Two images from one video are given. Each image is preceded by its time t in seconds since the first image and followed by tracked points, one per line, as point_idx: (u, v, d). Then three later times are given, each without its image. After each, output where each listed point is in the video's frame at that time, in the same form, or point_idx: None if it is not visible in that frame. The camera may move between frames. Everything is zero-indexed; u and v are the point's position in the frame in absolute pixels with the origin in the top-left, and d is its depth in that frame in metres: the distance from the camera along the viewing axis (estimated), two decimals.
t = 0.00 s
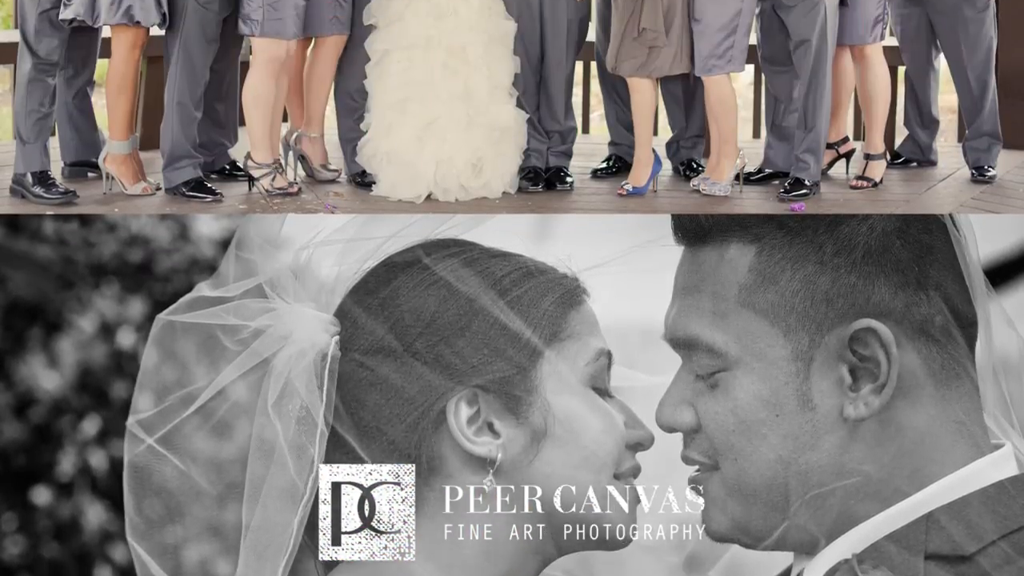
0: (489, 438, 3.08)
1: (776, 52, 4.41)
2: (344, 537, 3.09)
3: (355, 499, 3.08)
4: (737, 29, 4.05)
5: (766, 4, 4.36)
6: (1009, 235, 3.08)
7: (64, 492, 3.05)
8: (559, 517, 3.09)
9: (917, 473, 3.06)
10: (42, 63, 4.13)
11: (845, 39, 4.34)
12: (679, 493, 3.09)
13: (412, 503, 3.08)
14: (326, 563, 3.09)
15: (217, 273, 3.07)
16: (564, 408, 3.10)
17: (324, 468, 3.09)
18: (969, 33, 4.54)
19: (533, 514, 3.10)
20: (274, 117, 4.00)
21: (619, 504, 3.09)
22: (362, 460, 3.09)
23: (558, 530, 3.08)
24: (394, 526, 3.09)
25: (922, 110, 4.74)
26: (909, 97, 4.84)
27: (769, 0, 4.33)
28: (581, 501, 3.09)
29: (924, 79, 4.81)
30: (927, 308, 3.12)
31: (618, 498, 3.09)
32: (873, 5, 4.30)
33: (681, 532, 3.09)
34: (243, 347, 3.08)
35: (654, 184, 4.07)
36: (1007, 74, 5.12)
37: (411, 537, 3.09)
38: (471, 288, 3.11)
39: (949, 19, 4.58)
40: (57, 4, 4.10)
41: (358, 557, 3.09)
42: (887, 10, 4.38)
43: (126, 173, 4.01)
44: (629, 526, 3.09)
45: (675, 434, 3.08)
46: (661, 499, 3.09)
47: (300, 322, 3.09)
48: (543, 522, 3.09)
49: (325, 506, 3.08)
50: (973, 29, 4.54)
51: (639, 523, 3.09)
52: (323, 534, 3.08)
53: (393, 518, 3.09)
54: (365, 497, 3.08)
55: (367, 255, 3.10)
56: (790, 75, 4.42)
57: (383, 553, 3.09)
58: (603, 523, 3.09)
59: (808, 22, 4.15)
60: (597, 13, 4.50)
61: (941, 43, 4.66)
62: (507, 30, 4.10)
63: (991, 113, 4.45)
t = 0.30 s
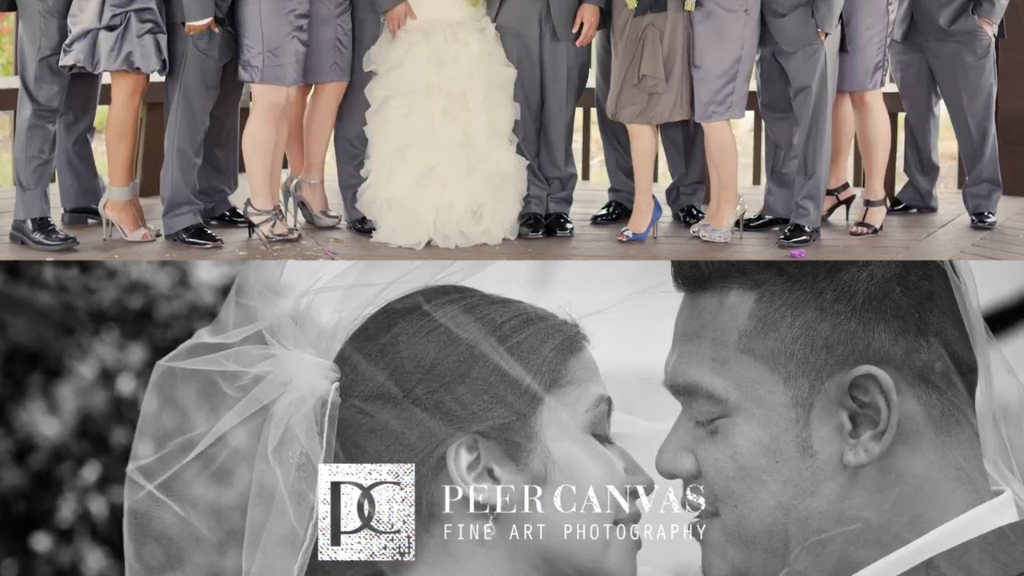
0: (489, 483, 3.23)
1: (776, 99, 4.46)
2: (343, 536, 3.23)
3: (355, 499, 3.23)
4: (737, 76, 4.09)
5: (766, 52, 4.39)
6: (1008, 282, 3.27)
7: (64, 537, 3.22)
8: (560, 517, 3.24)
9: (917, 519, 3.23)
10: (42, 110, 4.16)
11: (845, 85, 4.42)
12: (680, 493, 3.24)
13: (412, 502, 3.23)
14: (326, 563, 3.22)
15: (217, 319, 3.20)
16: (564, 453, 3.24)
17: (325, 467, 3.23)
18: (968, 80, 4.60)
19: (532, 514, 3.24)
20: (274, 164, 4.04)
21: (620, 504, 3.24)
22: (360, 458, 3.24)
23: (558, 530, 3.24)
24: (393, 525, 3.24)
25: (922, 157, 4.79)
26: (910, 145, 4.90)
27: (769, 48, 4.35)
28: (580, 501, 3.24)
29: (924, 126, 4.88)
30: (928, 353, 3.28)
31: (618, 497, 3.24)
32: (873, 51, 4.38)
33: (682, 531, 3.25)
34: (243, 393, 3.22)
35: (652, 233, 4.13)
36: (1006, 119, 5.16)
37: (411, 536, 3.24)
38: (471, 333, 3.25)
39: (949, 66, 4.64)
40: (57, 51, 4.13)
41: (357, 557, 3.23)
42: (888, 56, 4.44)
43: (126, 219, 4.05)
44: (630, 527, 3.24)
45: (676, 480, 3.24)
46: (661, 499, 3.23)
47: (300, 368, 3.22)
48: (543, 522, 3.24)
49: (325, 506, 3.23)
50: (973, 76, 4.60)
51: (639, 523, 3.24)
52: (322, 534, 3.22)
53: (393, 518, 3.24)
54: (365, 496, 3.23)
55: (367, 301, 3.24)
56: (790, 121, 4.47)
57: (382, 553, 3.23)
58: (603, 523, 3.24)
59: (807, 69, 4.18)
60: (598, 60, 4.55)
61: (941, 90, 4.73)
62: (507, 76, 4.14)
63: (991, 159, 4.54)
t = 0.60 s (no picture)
0: (489, 530, 3.27)
1: (776, 145, 4.51)
2: (342, 535, 3.25)
3: (355, 498, 3.26)
4: (737, 122, 4.16)
5: (766, 98, 4.44)
6: (1008, 328, 3.34)
7: None
8: (560, 517, 3.28)
9: (917, 564, 3.26)
10: (42, 156, 4.19)
11: (845, 131, 4.48)
12: (680, 492, 3.29)
13: (412, 502, 3.27)
14: (324, 563, 3.24)
15: (217, 365, 3.27)
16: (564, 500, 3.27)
17: (325, 467, 3.27)
18: (968, 127, 4.65)
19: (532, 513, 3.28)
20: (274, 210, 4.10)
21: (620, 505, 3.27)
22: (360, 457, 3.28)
23: (558, 530, 3.28)
24: (393, 525, 3.26)
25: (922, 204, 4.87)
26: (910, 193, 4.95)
27: (769, 94, 4.42)
28: (580, 501, 3.28)
29: (924, 174, 4.94)
30: (928, 400, 3.34)
31: (618, 498, 3.28)
32: (873, 98, 4.43)
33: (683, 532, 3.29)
34: (243, 440, 3.25)
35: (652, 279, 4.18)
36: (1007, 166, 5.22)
37: (410, 535, 3.26)
38: (471, 379, 3.30)
39: (950, 113, 4.69)
40: (57, 97, 4.16)
41: (356, 557, 3.25)
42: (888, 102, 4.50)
43: (126, 265, 4.10)
44: (629, 527, 3.29)
45: (676, 527, 3.29)
46: (662, 499, 3.28)
47: (301, 415, 3.26)
48: (543, 522, 3.27)
49: (325, 505, 3.25)
50: (973, 123, 4.65)
51: (639, 523, 3.28)
52: (322, 534, 3.24)
53: (393, 518, 3.27)
54: (365, 496, 3.26)
55: (367, 347, 3.31)
56: (789, 168, 4.52)
57: (382, 553, 3.25)
58: (602, 523, 3.29)
59: (807, 116, 4.26)
60: (598, 106, 4.60)
61: (941, 136, 4.77)
62: (507, 122, 4.19)
63: (991, 206, 4.60)
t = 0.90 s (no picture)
0: None
1: (776, 192, 4.57)
2: (342, 535, 3.40)
3: (355, 498, 3.41)
4: (737, 168, 4.20)
5: (766, 144, 4.50)
6: (1008, 375, 3.47)
7: None
8: (559, 517, 3.41)
9: None
10: (42, 203, 4.21)
11: (845, 177, 4.54)
12: (680, 493, 3.44)
13: (411, 501, 3.42)
14: (326, 562, 3.40)
15: (217, 412, 3.38)
16: (565, 546, 3.41)
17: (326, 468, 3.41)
18: (969, 173, 4.72)
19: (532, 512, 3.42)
20: (274, 257, 4.12)
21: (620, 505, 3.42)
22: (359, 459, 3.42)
23: (559, 530, 3.41)
24: (392, 525, 3.41)
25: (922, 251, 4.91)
26: (910, 239, 5.02)
27: (769, 140, 4.47)
28: (581, 546, 3.42)
29: (924, 221, 4.99)
30: (928, 446, 3.48)
31: (620, 497, 3.42)
32: (873, 144, 4.47)
33: (684, 532, 3.43)
34: (242, 486, 3.39)
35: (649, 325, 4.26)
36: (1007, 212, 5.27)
37: (410, 535, 3.41)
38: (471, 426, 3.43)
39: (950, 159, 4.76)
40: (57, 143, 4.20)
41: (355, 556, 3.40)
42: (889, 147, 4.54)
43: (127, 312, 4.12)
44: (631, 527, 3.42)
45: (676, 572, 3.44)
46: (661, 499, 3.43)
47: (300, 461, 3.39)
48: (543, 522, 3.41)
49: (325, 505, 3.40)
50: (973, 169, 4.72)
51: (641, 523, 3.42)
52: (322, 534, 3.40)
53: (392, 518, 3.42)
54: (365, 496, 3.41)
55: (367, 394, 3.41)
56: (789, 215, 4.60)
57: (381, 553, 3.41)
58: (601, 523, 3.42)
59: (807, 162, 4.32)
60: (598, 153, 4.66)
61: (942, 182, 4.84)
62: (507, 168, 4.22)
63: (991, 252, 4.68)
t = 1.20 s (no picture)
0: None
1: (776, 238, 4.61)
2: (342, 535, 3.49)
3: (355, 497, 3.49)
4: (737, 215, 4.25)
5: (766, 191, 4.54)
6: (1009, 423, 3.61)
7: None
8: (559, 517, 3.50)
9: None
10: (42, 249, 4.24)
11: (845, 224, 4.57)
12: (681, 493, 3.52)
13: (410, 501, 3.51)
14: (326, 562, 3.49)
15: (217, 459, 3.48)
16: None
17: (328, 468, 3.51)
18: (969, 219, 4.76)
19: (532, 512, 3.51)
20: (274, 304, 4.14)
21: (620, 504, 3.51)
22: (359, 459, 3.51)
23: (558, 529, 3.50)
24: (392, 525, 3.50)
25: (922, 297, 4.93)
26: (910, 285, 5.01)
27: (769, 187, 4.52)
28: None
29: (924, 268, 5.00)
30: (928, 492, 3.57)
31: (620, 497, 3.51)
32: (873, 191, 4.53)
33: (686, 532, 3.51)
34: (242, 531, 3.48)
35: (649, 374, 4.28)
36: (1007, 259, 5.29)
37: (409, 535, 3.50)
38: (470, 472, 3.51)
39: (950, 206, 4.80)
40: (57, 190, 4.23)
41: (355, 556, 3.49)
42: (888, 194, 4.60)
43: (127, 358, 4.16)
44: (632, 527, 3.51)
45: None
46: (664, 496, 3.52)
47: (300, 507, 3.48)
48: (542, 522, 3.51)
49: (324, 505, 3.49)
50: (973, 215, 4.76)
51: (641, 524, 3.51)
52: (322, 535, 3.49)
53: (392, 518, 3.50)
54: (365, 496, 3.50)
55: (367, 441, 3.51)
56: (789, 261, 4.61)
57: (380, 553, 3.49)
58: (602, 523, 3.50)
59: (807, 209, 4.36)
60: (598, 200, 4.69)
61: (942, 229, 4.88)
62: (507, 215, 4.26)
63: (991, 298, 4.72)
